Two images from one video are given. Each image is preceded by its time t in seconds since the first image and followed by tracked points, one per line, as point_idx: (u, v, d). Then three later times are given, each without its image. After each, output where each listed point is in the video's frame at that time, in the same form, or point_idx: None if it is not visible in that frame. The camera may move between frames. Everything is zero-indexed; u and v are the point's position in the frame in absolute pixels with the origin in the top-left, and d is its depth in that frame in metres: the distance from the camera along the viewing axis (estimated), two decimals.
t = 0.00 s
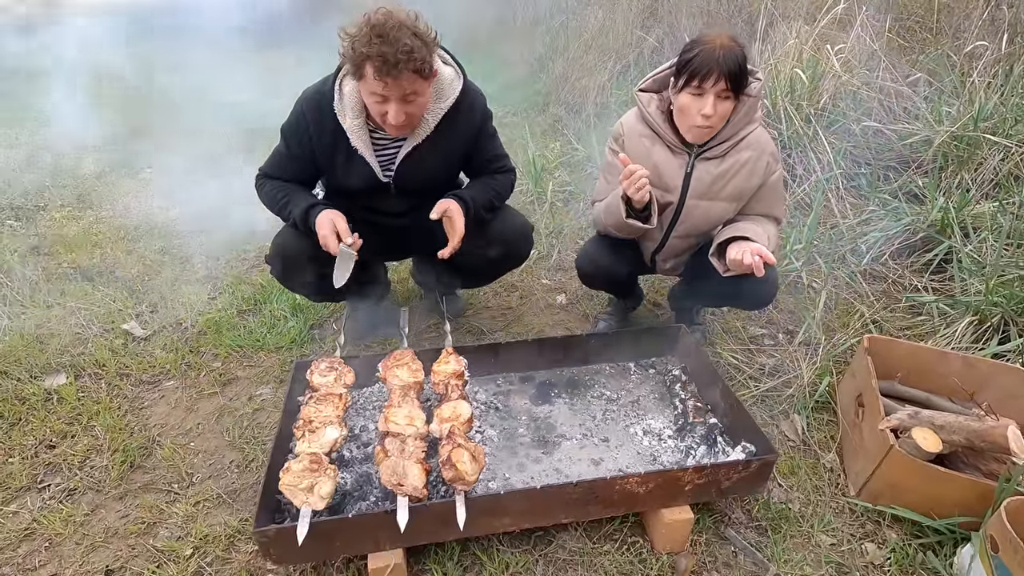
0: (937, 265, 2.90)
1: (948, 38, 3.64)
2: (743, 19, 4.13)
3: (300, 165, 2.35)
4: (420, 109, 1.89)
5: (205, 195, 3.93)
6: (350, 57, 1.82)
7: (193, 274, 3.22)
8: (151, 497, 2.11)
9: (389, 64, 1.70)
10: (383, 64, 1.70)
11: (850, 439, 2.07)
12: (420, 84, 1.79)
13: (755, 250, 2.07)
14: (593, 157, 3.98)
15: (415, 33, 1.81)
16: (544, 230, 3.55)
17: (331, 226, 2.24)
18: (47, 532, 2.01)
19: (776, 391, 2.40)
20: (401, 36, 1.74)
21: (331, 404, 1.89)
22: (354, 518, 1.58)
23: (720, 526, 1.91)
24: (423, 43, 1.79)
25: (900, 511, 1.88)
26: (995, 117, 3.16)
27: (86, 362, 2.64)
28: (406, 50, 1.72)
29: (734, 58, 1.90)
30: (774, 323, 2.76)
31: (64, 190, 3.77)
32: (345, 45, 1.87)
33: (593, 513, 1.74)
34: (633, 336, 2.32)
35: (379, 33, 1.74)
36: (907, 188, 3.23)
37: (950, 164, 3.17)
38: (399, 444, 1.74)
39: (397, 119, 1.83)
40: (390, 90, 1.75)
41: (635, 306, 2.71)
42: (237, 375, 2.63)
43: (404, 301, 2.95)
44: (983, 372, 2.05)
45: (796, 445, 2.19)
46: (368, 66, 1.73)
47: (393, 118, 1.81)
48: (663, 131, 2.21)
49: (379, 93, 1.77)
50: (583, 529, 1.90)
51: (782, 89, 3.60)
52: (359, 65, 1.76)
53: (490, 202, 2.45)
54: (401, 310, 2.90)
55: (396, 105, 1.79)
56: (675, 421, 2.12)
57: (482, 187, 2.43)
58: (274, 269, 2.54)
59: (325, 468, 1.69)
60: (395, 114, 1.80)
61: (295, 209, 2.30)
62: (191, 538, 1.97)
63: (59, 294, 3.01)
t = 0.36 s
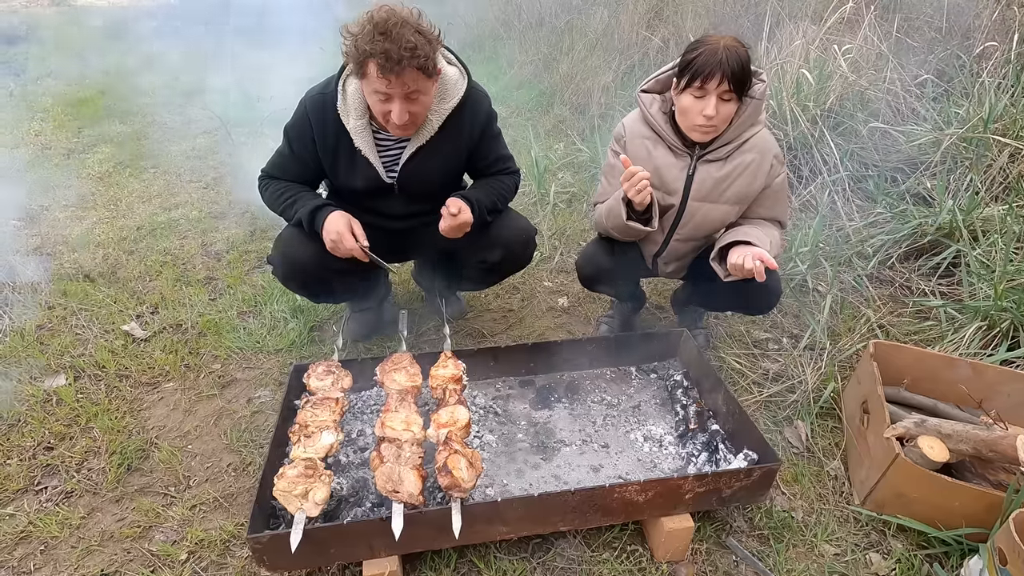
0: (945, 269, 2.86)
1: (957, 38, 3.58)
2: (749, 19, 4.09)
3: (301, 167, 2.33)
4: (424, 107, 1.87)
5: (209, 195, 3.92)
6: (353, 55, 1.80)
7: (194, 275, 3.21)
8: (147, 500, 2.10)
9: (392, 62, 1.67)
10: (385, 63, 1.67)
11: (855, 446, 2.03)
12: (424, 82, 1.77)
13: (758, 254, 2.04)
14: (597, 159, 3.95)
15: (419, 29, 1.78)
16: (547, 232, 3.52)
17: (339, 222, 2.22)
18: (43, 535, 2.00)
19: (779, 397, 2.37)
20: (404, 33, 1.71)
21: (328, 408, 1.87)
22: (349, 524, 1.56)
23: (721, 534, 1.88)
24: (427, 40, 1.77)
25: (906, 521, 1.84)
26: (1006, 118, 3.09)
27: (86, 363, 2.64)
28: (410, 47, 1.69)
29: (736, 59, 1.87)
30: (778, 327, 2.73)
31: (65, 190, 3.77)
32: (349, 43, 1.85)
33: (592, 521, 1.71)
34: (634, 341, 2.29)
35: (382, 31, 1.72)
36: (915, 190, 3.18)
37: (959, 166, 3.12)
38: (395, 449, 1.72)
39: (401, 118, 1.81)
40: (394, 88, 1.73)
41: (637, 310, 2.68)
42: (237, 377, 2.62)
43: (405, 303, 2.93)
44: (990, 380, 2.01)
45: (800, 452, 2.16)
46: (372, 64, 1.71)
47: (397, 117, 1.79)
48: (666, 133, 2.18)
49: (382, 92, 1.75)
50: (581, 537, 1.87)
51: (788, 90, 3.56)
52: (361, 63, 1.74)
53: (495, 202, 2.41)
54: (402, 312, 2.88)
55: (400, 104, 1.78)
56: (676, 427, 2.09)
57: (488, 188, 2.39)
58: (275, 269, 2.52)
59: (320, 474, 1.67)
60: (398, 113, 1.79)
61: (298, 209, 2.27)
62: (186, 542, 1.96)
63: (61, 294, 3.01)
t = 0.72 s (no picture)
0: (952, 272, 2.81)
1: (966, 38, 3.53)
2: (755, 19, 4.05)
3: (300, 170, 2.32)
4: (410, 93, 1.86)
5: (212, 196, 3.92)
6: (331, 44, 1.77)
7: (195, 275, 3.21)
8: (143, 503, 2.09)
9: (371, 46, 1.65)
10: (365, 47, 1.65)
11: (859, 453, 2.00)
12: (405, 66, 1.75)
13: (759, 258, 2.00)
14: (600, 159, 3.93)
15: (397, 13, 1.76)
16: (549, 234, 3.50)
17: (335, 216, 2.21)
18: (40, 538, 1.99)
19: (782, 403, 2.34)
20: (382, 16, 1.69)
21: (324, 413, 1.86)
22: (343, 531, 1.54)
23: (721, 543, 1.85)
24: (405, 23, 1.75)
25: (910, 531, 1.81)
26: (1017, 119, 3.04)
27: (86, 365, 2.63)
28: (388, 30, 1.68)
29: (736, 63, 1.84)
30: (781, 331, 2.69)
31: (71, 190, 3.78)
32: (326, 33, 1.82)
33: (590, 529, 1.69)
34: (635, 345, 2.26)
35: (359, 16, 1.70)
36: (922, 193, 3.13)
37: (967, 168, 3.07)
38: (391, 455, 1.70)
39: (386, 107, 1.79)
40: (377, 75, 1.72)
41: (638, 313, 2.65)
42: (235, 379, 2.61)
43: (405, 305, 2.91)
44: (996, 388, 1.98)
45: (802, 459, 2.13)
46: (352, 51, 1.68)
47: (383, 106, 1.78)
48: (667, 136, 2.15)
49: (366, 80, 1.74)
50: (579, 544, 1.85)
51: (794, 90, 3.53)
52: (342, 52, 1.72)
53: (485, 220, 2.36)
54: (402, 314, 2.86)
55: (385, 92, 1.77)
56: (676, 433, 2.06)
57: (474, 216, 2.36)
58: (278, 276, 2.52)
59: (314, 480, 1.66)
60: (384, 102, 1.77)
61: (297, 211, 2.25)
62: (182, 546, 1.95)
63: (62, 295, 3.01)
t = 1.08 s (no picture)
0: (960, 274, 2.78)
1: (976, 37, 3.50)
2: (762, 20, 4.02)
3: (300, 170, 2.32)
4: (409, 101, 1.86)
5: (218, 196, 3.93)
6: (330, 56, 1.76)
7: (199, 275, 3.22)
8: (145, 503, 2.10)
9: (372, 60, 1.65)
10: (367, 62, 1.65)
11: (864, 458, 1.98)
12: (406, 77, 1.76)
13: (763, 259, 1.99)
14: (604, 160, 3.91)
15: (394, 23, 1.75)
16: (552, 234, 3.49)
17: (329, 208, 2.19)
18: (42, 537, 2.00)
19: (787, 406, 2.32)
20: (381, 29, 1.68)
21: (325, 414, 1.85)
22: (343, 533, 1.54)
23: (723, 548, 1.83)
24: (403, 34, 1.74)
25: (915, 537, 1.79)
26: None
27: (91, 365, 2.64)
28: (388, 44, 1.67)
29: (741, 62, 1.83)
30: (786, 333, 2.67)
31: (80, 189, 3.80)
32: (324, 45, 1.80)
33: (591, 533, 1.68)
34: (637, 347, 2.25)
35: (357, 30, 1.69)
36: (930, 194, 3.10)
37: (976, 169, 3.03)
38: (391, 458, 1.69)
39: (388, 117, 1.80)
40: (378, 87, 1.72)
41: (641, 315, 2.64)
42: (238, 380, 2.61)
43: (408, 306, 2.91)
44: (1004, 394, 1.95)
45: (807, 463, 2.11)
46: (353, 65, 1.68)
47: (383, 115, 1.78)
48: (671, 135, 2.14)
49: (366, 92, 1.73)
50: (580, 548, 1.84)
51: (800, 91, 3.50)
52: (341, 65, 1.71)
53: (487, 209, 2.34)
54: (405, 315, 2.86)
55: (386, 103, 1.77)
56: (679, 437, 2.05)
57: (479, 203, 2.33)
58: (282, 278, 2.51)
59: (315, 481, 1.65)
60: (385, 112, 1.78)
61: (296, 210, 2.24)
62: (183, 547, 1.95)
63: (67, 295, 3.02)
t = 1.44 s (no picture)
0: (968, 275, 2.75)
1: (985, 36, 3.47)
2: (768, 18, 4.00)
3: (294, 160, 2.28)
4: (416, 104, 1.85)
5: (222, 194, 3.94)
6: (337, 59, 1.74)
7: (202, 273, 3.22)
8: (146, 501, 2.10)
9: (381, 63, 1.64)
10: (375, 65, 1.64)
11: (869, 461, 1.96)
12: (414, 80, 1.75)
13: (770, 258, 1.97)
14: (608, 159, 3.90)
15: (402, 26, 1.75)
16: (556, 234, 3.48)
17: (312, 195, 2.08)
18: (43, 535, 2.00)
19: (790, 407, 2.30)
20: (390, 32, 1.68)
21: (325, 413, 1.85)
22: (342, 533, 1.53)
23: (726, 550, 1.82)
24: (411, 36, 1.74)
25: (920, 540, 1.77)
26: None
27: (93, 362, 2.64)
28: (397, 47, 1.67)
29: (742, 62, 1.81)
30: (790, 334, 2.65)
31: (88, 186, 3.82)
32: (331, 48, 1.79)
33: (592, 534, 1.67)
34: (639, 347, 2.24)
35: (365, 32, 1.68)
36: (937, 194, 3.07)
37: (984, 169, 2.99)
38: (390, 458, 1.69)
39: (395, 120, 1.79)
40: (386, 90, 1.71)
41: (644, 315, 2.62)
42: (240, 378, 2.61)
43: (410, 305, 2.90)
44: (1011, 396, 1.92)
45: (810, 465, 2.09)
46: (361, 68, 1.67)
47: (391, 118, 1.77)
48: (674, 133, 2.12)
49: (375, 95, 1.72)
50: (581, 550, 1.83)
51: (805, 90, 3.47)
52: (349, 69, 1.70)
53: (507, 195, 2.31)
54: (407, 314, 2.85)
55: (393, 106, 1.76)
56: (681, 438, 2.03)
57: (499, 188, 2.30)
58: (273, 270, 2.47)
59: (314, 481, 1.65)
60: (393, 116, 1.77)
61: (274, 197, 2.18)
62: (182, 546, 1.94)
63: (70, 293, 3.02)
